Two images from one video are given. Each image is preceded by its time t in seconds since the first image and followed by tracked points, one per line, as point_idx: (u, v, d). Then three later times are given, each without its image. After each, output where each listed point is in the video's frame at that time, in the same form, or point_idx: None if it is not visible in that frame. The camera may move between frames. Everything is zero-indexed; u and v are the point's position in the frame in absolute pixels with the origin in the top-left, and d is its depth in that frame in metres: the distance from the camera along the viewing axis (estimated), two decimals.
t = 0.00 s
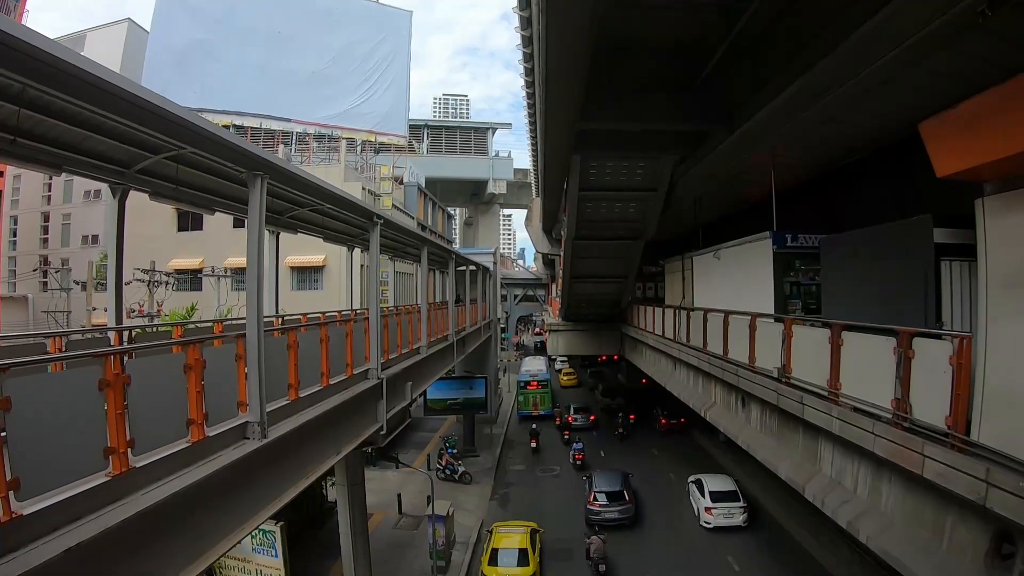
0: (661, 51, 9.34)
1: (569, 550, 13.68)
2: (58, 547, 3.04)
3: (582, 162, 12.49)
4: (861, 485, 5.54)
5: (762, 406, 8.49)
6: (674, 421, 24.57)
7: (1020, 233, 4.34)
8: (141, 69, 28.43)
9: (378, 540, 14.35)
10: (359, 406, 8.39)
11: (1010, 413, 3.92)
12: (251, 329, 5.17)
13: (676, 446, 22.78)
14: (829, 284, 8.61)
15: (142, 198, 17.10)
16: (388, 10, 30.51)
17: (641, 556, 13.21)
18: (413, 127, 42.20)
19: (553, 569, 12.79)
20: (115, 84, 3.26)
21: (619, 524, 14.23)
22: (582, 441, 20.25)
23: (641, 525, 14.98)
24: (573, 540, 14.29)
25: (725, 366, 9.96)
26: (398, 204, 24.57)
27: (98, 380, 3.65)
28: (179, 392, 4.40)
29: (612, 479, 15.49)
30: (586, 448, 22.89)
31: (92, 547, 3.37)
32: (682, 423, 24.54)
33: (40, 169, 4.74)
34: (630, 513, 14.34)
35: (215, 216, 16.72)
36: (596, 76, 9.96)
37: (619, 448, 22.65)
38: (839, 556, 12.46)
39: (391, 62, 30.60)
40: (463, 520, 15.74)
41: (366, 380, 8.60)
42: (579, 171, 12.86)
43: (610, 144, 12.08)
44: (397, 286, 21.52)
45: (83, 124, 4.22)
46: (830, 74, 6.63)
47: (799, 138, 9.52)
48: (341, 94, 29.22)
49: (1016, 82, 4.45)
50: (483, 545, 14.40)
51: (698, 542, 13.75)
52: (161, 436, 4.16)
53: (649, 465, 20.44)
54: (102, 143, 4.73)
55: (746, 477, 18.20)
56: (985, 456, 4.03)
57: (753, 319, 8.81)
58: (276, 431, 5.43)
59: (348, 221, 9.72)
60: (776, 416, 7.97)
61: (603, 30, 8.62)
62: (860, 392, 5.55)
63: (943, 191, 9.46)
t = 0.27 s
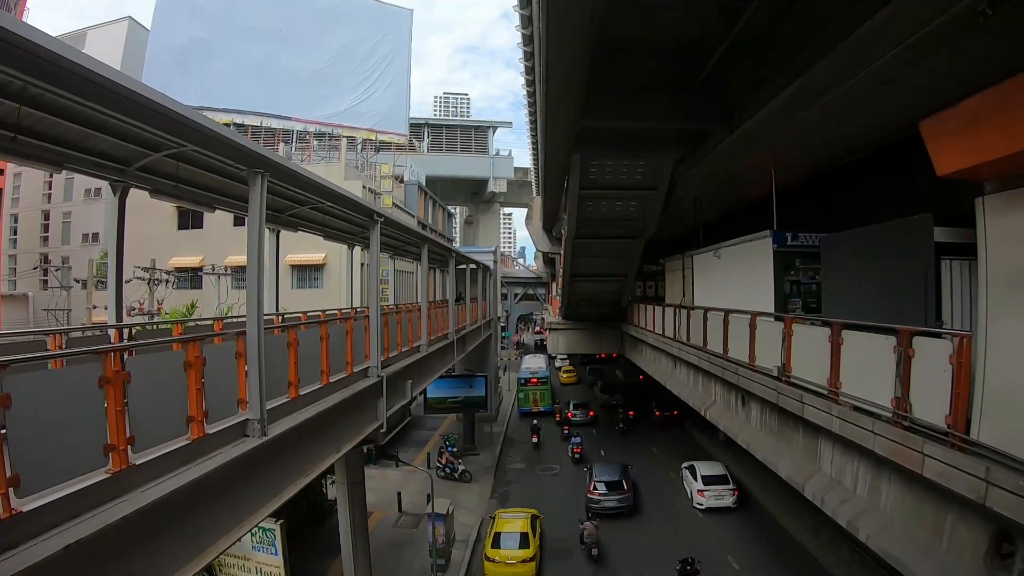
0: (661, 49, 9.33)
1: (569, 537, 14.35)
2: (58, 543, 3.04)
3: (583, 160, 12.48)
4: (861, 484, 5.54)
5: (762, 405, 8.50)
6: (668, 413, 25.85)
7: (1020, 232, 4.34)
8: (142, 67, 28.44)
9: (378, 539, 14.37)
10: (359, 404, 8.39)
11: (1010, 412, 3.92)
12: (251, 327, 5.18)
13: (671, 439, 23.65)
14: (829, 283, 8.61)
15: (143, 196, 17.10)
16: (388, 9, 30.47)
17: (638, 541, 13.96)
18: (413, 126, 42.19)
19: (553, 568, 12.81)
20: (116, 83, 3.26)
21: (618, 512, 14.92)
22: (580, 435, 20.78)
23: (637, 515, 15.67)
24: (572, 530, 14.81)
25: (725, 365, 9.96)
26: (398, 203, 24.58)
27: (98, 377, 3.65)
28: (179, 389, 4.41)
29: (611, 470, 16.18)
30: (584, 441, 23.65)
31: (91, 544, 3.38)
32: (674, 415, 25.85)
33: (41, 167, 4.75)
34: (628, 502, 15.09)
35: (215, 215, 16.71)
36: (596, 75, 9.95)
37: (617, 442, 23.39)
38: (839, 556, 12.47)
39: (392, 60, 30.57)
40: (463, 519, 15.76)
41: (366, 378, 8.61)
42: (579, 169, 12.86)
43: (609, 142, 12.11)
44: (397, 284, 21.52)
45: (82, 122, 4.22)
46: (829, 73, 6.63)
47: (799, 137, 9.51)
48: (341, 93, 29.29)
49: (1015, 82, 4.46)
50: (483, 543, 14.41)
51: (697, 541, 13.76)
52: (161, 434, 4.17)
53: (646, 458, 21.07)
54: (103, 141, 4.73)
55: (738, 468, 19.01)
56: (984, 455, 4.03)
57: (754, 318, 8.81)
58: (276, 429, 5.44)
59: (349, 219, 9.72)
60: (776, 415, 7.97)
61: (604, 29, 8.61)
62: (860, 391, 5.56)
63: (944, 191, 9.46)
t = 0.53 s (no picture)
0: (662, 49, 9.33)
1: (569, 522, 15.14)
2: (56, 540, 3.05)
3: (583, 159, 12.47)
4: (860, 483, 5.55)
5: (762, 405, 8.50)
6: (662, 408, 27.12)
7: (1019, 232, 4.34)
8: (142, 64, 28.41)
9: (377, 537, 14.38)
10: (359, 402, 8.39)
11: (1009, 412, 3.93)
12: (251, 325, 5.18)
13: (667, 433, 24.37)
14: (828, 282, 8.62)
15: (142, 194, 17.08)
16: (388, 8, 30.46)
17: (636, 528, 14.78)
18: (413, 124, 42.17)
19: (552, 566, 12.84)
20: (117, 80, 3.26)
21: (616, 500, 15.79)
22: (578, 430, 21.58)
23: (635, 504, 16.44)
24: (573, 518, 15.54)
25: (724, 365, 9.96)
26: (398, 201, 24.58)
27: (98, 375, 3.66)
28: (179, 387, 4.41)
29: (610, 462, 17.00)
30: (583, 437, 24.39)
31: (90, 541, 3.39)
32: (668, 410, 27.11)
33: (41, 164, 4.75)
34: (626, 491, 15.95)
35: (215, 212, 16.70)
36: (596, 74, 9.95)
37: (615, 437, 24.05)
38: (839, 556, 12.48)
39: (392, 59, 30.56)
40: (462, 517, 15.78)
41: (366, 377, 8.61)
42: (579, 168, 12.86)
43: (609, 141, 12.11)
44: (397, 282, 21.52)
45: (82, 120, 4.22)
46: (829, 73, 6.64)
47: (799, 137, 9.51)
48: (342, 92, 29.38)
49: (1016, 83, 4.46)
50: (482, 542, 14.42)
51: (696, 541, 13.78)
52: (161, 431, 4.17)
53: (645, 452, 21.75)
54: (104, 138, 4.73)
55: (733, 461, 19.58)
56: (984, 456, 4.03)
57: (753, 317, 8.81)
58: (275, 426, 5.44)
59: (349, 217, 9.71)
60: (775, 415, 7.98)
61: (604, 28, 8.61)
62: (860, 390, 5.56)
63: (944, 191, 9.47)
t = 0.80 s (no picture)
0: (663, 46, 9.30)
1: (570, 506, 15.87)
2: (55, 535, 3.05)
3: (583, 156, 12.46)
4: (859, 481, 5.56)
5: (761, 402, 8.52)
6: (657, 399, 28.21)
7: (1019, 230, 4.34)
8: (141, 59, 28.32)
9: (376, 533, 14.42)
10: (358, 398, 8.40)
11: (1008, 410, 3.93)
12: (251, 321, 5.18)
13: (662, 428, 25.08)
14: (828, 280, 8.62)
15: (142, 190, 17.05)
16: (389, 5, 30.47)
17: (634, 513, 15.56)
18: (414, 121, 42.07)
19: (551, 562, 12.89)
20: (118, 76, 3.25)
21: (615, 487, 16.66)
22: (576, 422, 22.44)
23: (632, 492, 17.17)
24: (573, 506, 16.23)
25: (724, 362, 9.97)
26: (398, 197, 24.55)
27: (98, 369, 3.65)
28: (179, 382, 4.41)
29: (609, 451, 17.79)
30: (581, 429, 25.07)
31: (89, 537, 3.39)
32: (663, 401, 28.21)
33: (41, 159, 4.73)
34: (624, 479, 16.78)
35: (215, 208, 16.66)
36: (597, 70, 9.92)
37: (612, 431, 24.72)
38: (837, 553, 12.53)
39: (392, 55, 30.47)
40: (461, 514, 15.83)
41: (365, 373, 8.62)
42: (579, 165, 12.83)
43: (609, 137, 12.09)
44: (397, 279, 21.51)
45: (82, 115, 4.21)
46: (830, 71, 6.63)
47: (800, 135, 9.49)
48: (342, 89, 29.33)
49: (1016, 82, 4.45)
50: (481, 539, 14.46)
51: (695, 537, 13.82)
52: (161, 427, 4.18)
53: (640, 445, 22.44)
54: (104, 134, 4.71)
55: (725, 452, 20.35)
56: (983, 454, 4.04)
57: (753, 314, 8.82)
58: (275, 422, 5.46)
59: (349, 213, 9.70)
60: (775, 412, 7.99)
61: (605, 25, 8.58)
62: (859, 388, 5.56)
63: (944, 189, 9.46)
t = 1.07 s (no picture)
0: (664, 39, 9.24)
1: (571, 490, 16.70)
2: (56, 528, 3.07)
3: (584, 149, 12.41)
4: (858, 475, 5.59)
5: (761, 396, 8.54)
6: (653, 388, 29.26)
7: (1020, 225, 4.33)
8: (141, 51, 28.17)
9: (377, 526, 14.51)
10: (358, 391, 8.42)
11: (1009, 405, 3.94)
12: (251, 313, 5.18)
13: (658, 417, 25.94)
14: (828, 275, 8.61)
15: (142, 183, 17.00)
16: None
17: (633, 496, 16.39)
18: (414, 113, 41.94)
19: (550, 555, 12.98)
20: (117, 69, 3.23)
21: (614, 471, 17.47)
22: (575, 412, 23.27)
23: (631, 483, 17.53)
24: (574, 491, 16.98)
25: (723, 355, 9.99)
26: (399, 190, 24.50)
27: (97, 362, 3.66)
28: (179, 375, 4.42)
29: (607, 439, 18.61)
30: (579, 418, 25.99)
31: (89, 530, 3.41)
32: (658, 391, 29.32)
33: (40, 153, 4.71)
34: (622, 465, 17.63)
35: (216, 201, 16.62)
36: (598, 63, 9.87)
37: (609, 420, 25.54)
38: (836, 548, 12.60)
39: (393, 47, 30.28)
40: (461, 506, 15.91)
41: (365, 365, 8.63)
42: (580, 158, 12.79)
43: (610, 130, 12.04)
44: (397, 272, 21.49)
45: (82, 108, 4.18)
46: (831, 65, 6.60)
47: (801, 129, 9.45)
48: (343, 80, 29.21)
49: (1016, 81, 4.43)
50: (480, 531, 14.54)
51: (694, 531, 13.90)
52: (161, 420, 4.19)
53: (636, 434, 23.26)
54: (103, 127, 4.69)
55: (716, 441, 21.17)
56: (981, 448, 4.05)
57: (753, 308, 8.83)
58: (276, 414, 5.48)
59: (349, 206, 9.68)
60: (774, 406, 8.01)
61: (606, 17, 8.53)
62: (859, 382, 5.57)
63: (946, 184, 9.43)
